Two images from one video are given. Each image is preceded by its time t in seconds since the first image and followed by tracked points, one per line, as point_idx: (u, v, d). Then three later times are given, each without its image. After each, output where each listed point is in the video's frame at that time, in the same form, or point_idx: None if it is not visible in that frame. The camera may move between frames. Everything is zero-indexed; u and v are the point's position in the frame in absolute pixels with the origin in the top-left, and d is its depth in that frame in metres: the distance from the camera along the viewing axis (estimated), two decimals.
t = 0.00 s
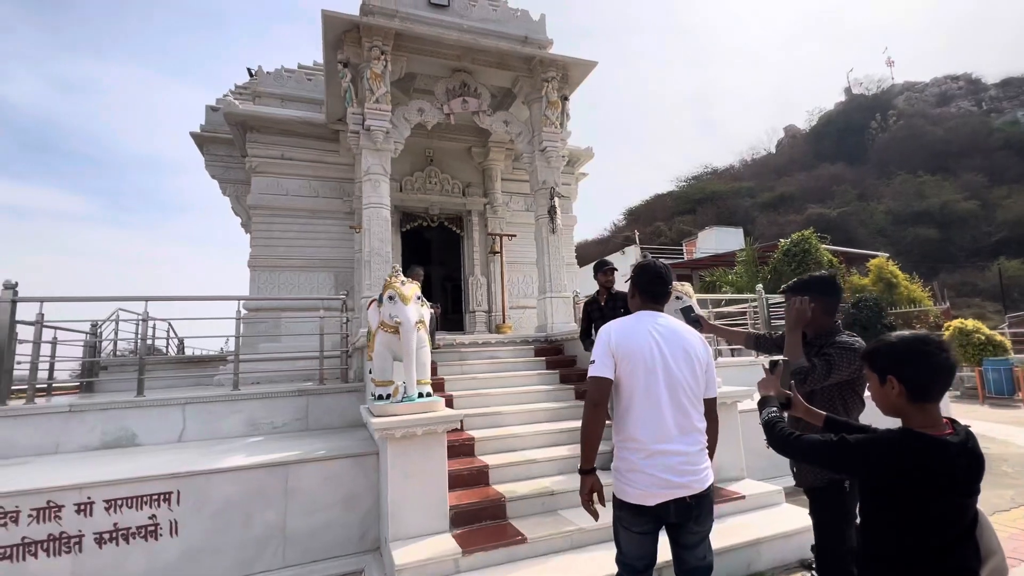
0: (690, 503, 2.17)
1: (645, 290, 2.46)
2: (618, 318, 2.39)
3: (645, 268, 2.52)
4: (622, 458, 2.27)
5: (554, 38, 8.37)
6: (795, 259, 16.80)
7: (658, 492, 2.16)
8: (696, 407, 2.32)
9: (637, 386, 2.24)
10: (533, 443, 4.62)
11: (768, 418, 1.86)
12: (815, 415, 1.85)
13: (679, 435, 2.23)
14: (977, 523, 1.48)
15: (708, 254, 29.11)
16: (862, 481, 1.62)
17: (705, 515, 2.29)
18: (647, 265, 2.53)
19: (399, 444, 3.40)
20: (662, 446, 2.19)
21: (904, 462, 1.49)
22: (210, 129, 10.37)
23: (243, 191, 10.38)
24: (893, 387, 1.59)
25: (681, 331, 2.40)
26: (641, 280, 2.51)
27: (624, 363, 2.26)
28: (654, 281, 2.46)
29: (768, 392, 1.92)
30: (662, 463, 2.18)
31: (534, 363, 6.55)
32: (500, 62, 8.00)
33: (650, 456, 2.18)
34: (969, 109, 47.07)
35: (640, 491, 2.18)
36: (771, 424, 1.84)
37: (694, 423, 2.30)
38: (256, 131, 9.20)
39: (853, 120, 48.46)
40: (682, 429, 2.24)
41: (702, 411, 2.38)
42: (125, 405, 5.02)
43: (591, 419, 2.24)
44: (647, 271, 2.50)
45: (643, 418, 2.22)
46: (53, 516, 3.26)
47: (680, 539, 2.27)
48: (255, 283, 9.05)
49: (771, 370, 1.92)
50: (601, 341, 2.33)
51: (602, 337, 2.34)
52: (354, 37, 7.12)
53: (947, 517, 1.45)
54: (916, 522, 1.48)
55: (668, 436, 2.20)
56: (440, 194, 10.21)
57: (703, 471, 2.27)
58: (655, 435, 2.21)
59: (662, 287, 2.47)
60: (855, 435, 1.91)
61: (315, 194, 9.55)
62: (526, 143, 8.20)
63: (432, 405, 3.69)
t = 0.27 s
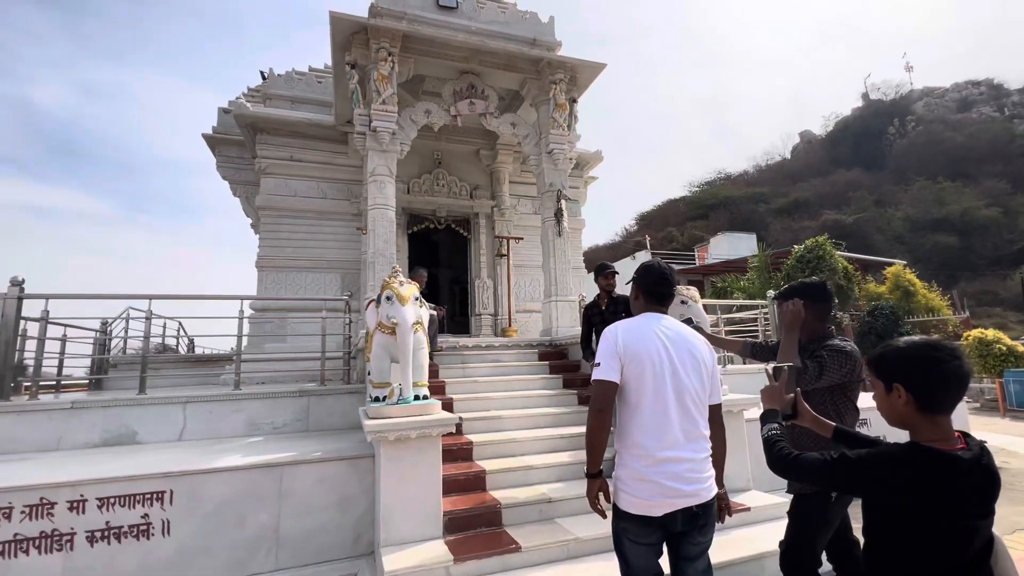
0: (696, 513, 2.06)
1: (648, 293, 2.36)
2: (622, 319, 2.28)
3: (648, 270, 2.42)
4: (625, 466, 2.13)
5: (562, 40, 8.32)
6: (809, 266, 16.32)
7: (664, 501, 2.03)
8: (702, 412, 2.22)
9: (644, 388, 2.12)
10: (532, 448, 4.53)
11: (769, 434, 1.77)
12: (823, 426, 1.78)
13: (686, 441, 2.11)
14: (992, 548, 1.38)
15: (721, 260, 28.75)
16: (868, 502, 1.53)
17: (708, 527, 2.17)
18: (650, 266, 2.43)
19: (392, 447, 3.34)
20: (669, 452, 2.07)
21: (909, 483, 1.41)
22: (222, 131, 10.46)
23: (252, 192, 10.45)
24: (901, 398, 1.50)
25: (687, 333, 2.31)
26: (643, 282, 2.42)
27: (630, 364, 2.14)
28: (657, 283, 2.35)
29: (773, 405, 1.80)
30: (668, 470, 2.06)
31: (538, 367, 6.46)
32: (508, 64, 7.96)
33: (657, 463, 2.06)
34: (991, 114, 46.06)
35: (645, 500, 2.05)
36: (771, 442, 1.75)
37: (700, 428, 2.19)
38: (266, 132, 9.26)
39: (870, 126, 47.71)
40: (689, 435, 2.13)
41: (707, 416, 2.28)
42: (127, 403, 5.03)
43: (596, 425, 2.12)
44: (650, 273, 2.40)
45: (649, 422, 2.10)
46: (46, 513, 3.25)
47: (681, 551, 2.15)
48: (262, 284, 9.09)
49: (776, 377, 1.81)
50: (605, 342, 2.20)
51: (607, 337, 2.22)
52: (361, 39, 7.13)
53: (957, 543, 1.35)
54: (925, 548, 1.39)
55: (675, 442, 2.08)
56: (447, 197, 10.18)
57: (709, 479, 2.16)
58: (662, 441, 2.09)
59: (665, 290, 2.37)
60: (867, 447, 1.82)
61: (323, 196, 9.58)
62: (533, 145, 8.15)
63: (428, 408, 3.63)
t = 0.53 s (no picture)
0: (708, 535, 1.90)
1: (644, 298, 2.24)
2: (623, 328, 2.13)
3: (644, 272, 2.29)
4: (630, 487, 1.97)
5: (576, 42, 8.22)
6: (829, 275, 15.86)
7: (673, 524, 1.87)
8: (710, 425, 2.06)
9: (646, 402, 1.97)
10: (535, 458, 4.39)
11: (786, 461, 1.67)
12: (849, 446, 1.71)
13: (696, 459, 1.95)
14: None
15: (738, 268, 28.23)
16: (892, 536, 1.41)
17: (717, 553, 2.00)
18: (645, 268, 2.30)
19: (387, 454, 3.24)
20: (679, 472, 1.91)
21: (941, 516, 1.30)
22: (237, 134, 10.55)
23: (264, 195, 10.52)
24: (933, 418, 1.40)
25: (691, 341, 2.15)
26: (639, 286, 2.29)
27: (634, 376, 1.99)
28: (653, 288, 2.23)
29: (796, 430, 1.67)
30: (677, 491, 1.89)
31: (545, 374, 6.31)
32: (520, 66, 7.88)
33: (665, 483, 1.89)
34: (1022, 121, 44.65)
35: (654, 524, 1.88)
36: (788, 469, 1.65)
37: (709, 443, 2.03)
38: (279, 135, 9.31)
39: (894, 133, 46.63)
40: (698, 450, 1.97)
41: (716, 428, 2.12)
42: (129, 402, 5.02)
43: (592, 441, 2.00)
44: (644, 276, 2.27)
45: (656, 439, 1.94)
46: (37, 514, 3.20)
47: None
48: (272, 285, 9.11)
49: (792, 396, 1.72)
50: (606, 352, 2.05)
51: (606, 348, 2.06)
52: (373, 41, 7.11)
53: None
54: None
55: (684, 460, 1.92)
56: (458, 200, 10.12)
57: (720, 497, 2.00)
58: (669, 458, 1.92)
59: (661, 293, 2.24)
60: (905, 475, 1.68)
61: (334, 198, 9.58)
62: (544, 148, 8.05)
63: (426, 414, 3.53)
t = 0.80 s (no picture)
0: (732, 560, 1.74)
1: (644, 303, 2.07)
2: (626, 336, 1.97)
3: (642, 275, 2.14)
4: (644, 510, 1.82)
5: (597, 37, 8.04)
6: (862, 277, 15.27)
7: (693, 550, 1.71)
8: (728, 435, 1.89)
9: (656, 416, 1.81)
10: (550, 463, 4.26)
11: (828, 479, 1.72)
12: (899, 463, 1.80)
13: (714, 476, 1.79)
14: None
15: (765, 269, 27.45)
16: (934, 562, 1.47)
17: None
18: (643, 271, 2.14)
19: (395, 458, 3.15)
20: (697, 492, 1.75)
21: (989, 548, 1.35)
22: (261, 135, 10.69)
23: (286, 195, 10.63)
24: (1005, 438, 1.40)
25: (702, 343, 1.98)
26: (638, 290, 2.13)
27: (641, 387, 1.83)
28: (653, 292, 2.07)
29: (841, 448, 1.73)
30: (696, 513, 1.73)
31: (563, 377, 6.17)
32: (540, 62, 7.75)
33: (681, 505, 1.74)
34: None
35: (673, 550, 1.73)
36: (830, 488, 1.70)
37: (729, 456, 1.86)
38: (300, 135, 9.39)
39: (932, 129, 44.77)
40: (716, 466, 1.81)
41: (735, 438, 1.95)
42: (149, 399, 5.07)
43: (595, 463, 1.86)
44: (643, 280, 2.11)
45: (670, 456, 1.78)
46: (51, 510, 3.21)
47: None
48: (293, 284, 9.19)
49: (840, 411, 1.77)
50: (609, 363, 1.90)
51: (609, 358, 1.91)
52: (391, 39, 7.08)
53: None
54: None
55: (702, 479, 1.76)
56: (477, 200, 10.04)
57: (744, 514, 1.83)
58: (685, 477, 1.76)
59: (663, 297, 2.08)
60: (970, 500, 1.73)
61: (354, 198, 9.61)
62: (564, 146, 7.90)
63: (436, 416, 3.44)
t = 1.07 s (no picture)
0: (744, 563, 1.67)
1: (643, 292, 2.00)
2: (626, 330, 1.88)
3: (638, 263, 2.06)
4: (650, 513, 1.75)
5: (617, 22, 7.84)
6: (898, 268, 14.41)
7: (702, 554, 1.64)
8: (736, 430, 1.81)
9: (660, 413, 1.73)
10: (564, 456, 4.22)
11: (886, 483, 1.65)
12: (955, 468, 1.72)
13: (723, 475, 1.71)
14: None
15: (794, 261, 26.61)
16: None
17: None
18: (641, 259, 2.06)
19: (405, 449, 3.15)
20: (705, 493, 1.68)
21: None
22: (284, 129, 10.84)
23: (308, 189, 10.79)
24: None
25: (706, 334, 1.89)
26: (635, 280, 2.05)
27: (642, 385, 1.76)
28: (649, 280, 1.99)
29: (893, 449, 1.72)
30: (704, 515, 1.66)
31: (580, 369, 6.10)
32: (558, 50, 7.60)
33: (688, 508, 1.67)
34: None
35: (681, 556, 1.66)
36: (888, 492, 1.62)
37: (738, 452, 1.78)
38: (321, 129, 9.47)
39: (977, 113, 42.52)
40: (725, 463, 1.73)
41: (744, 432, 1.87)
42: (174, 388, 5.22)
43: (589, 462, 1.81)
44: (641, 270, 2.03)
45: (675, 456, 1.71)
46: (78, 493, 3.33)
47: None
48: (315, 277, 9.32)
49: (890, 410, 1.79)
50: (607, 361, 1.83)
51: (608, 355, 1.84)
52: (408, 30, 7.04)
53: None
54: None
55: (710, 479, 1.69)
56: (496, 191, 9.97)
57: (756, 513, 1.76)
58: (692, 477, 1.69)
59: (661, 287, 1.99)
60: None
61: (374, 190, 9.67)
62: (583, 135, 7.77)
63: (447, 407, 3.42)
